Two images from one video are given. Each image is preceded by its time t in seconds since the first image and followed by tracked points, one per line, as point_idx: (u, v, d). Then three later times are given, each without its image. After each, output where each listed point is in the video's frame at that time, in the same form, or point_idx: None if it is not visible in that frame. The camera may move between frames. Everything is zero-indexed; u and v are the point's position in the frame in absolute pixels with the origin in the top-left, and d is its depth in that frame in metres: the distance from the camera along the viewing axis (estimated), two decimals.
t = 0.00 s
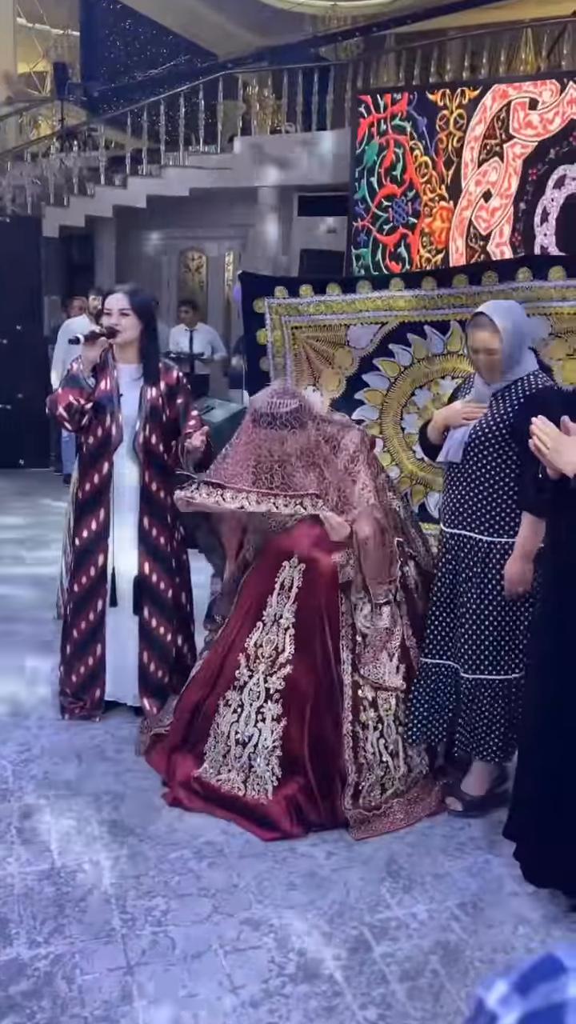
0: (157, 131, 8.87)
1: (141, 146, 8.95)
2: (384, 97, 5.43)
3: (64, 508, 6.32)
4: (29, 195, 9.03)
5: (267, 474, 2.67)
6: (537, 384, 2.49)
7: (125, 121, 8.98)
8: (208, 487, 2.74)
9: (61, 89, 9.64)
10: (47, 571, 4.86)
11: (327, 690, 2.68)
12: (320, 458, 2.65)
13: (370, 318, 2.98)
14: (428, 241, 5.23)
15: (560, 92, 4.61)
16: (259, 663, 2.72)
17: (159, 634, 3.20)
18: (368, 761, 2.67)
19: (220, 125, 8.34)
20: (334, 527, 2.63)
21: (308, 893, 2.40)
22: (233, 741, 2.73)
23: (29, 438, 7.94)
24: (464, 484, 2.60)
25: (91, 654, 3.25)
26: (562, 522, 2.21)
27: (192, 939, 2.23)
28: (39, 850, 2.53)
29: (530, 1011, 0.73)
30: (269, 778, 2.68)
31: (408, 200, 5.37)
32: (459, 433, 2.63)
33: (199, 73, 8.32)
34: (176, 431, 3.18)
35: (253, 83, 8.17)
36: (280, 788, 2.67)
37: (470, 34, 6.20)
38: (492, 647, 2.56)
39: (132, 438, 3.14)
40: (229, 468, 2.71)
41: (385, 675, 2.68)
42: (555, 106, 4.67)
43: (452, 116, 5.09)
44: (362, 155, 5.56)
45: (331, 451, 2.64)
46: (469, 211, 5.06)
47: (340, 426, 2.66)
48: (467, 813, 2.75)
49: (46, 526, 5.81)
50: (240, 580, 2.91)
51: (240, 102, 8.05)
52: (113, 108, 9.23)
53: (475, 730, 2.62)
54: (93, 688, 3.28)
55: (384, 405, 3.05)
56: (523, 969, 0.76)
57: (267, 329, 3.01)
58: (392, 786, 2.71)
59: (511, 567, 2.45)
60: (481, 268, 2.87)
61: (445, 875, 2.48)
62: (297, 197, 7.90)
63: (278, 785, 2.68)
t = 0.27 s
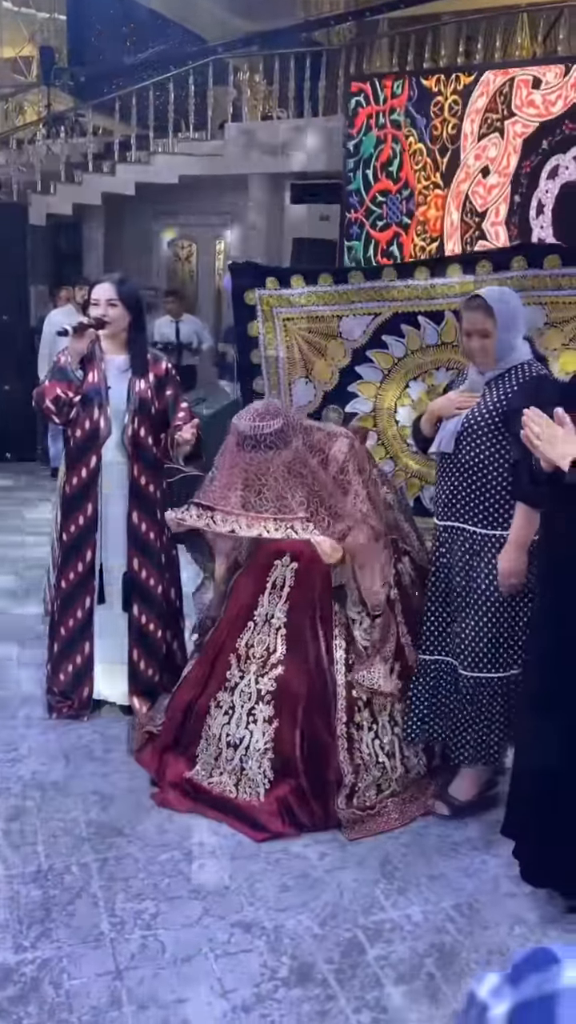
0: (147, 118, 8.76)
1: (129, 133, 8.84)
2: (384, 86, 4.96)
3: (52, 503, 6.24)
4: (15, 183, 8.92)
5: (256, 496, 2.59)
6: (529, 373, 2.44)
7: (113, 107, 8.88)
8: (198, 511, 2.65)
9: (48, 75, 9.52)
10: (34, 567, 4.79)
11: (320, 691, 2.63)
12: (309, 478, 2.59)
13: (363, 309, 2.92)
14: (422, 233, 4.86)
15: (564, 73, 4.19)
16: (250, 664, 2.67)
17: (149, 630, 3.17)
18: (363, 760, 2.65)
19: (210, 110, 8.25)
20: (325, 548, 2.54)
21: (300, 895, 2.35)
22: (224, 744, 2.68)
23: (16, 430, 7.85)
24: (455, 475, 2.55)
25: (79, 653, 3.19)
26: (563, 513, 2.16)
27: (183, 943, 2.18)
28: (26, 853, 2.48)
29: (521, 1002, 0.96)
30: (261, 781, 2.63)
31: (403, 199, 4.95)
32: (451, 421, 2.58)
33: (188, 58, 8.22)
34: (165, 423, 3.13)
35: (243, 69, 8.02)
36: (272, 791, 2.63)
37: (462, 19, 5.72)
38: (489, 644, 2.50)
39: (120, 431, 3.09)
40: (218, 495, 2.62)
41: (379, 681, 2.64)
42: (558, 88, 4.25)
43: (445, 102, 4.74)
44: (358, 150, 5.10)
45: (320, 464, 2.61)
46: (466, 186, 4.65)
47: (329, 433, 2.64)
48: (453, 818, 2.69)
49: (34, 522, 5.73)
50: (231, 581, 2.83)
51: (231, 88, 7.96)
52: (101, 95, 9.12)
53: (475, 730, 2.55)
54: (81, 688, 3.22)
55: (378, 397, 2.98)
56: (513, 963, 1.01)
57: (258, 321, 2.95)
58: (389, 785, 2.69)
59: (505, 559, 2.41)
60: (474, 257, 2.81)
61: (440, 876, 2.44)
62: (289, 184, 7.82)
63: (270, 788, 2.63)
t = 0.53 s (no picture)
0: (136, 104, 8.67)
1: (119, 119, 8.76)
2: (382, 77, 4.83)
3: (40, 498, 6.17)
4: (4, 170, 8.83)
5: (245, 513, 2.55)
6: (520, 363, 2.39)
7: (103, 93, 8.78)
8: (185, 523, 2.58)
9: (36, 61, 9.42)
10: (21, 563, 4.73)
11: (311, 693, 2.60)
12: (298, 492, 2.55)
13: (358, 299, 2.87)
14: (416, 221, 4.77)
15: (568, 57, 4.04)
16: (241, 666, 2.63)
17: (139, 626, 3.12)
18: (355, 764, 2.60)
19: (201, 96, 8.18)
20: (319, 567, 2.54)
21: (293, 897, 2.31)
22: (215, 746, 2.64)
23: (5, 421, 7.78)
24: (443, 470, 2.49)
25: (67, 650, 3.14)
26: (552, 512, 2.12)
27: (173, 946, 2.14)
28: (12, 855, 2.43)
29: (519, 978, 0.71)
30: (253, 784, 2.60)
31: (397, 198, 4.87)
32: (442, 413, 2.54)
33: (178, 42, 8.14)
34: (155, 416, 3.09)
35: (234, 54, 7.92)
36: (264, 793, 2.59)
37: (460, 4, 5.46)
38: (480, 643, 2.46)
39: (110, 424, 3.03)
40: (207, 505, 2.55)
41: (375, 684, 2.61)
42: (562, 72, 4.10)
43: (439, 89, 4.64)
44: (353, 141, 4.99)
45: (308, 477, 2.55)
46: (463, 161, 4.52)
47: (317, 441, 2.57)
48: (445, 816, 2.65)
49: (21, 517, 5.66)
50: (223, 578, 2.78)
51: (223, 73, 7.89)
52: (91, 81, 9.04)
53: (472, 730, 2.51)
54: (69, 686, 3.16)
55: (373, 389, 2.92)
56: (519, 936, 0.75)
57: (250, 311, 2.89)
58: (383, 786, 2.65)
59: (488, 552, 2.35)
60: (471, 246, 2.78)
61: (435, 877, 2.40)
62: (281, 171, 7.77)
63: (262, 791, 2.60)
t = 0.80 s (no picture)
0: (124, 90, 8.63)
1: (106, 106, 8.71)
2: (382, 74, 4.87)
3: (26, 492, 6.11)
4: None
5: (233, 515, 2.54)
6: (511, 356, 2.35)
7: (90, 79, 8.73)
8: (178, 528, 2.60)
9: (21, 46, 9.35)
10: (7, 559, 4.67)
11: (303, 692, 2.56)
12: (287, 494, 2.50)
13: (351, 288, 2.81)
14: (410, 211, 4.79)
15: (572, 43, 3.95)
16: (233, 666, 2.60)
17: (129, 623, 3.07)
18: (350, 763, 2.56)
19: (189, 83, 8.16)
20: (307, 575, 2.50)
21: (285, 899, 2.27)
22: (206, 748, 2.60)
23: None
24: (430, 467, 2.45)
25: (55, 647, 3.09)
26: (546, 510, 2.10)
27: (163, 950, 2.09)
28: None
29: (528, 931, 0.67)
30: (245, 785, 2.55)
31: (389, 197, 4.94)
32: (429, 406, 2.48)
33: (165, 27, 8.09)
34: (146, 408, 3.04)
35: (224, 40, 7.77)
36: (257, 794, 2.54)
37: None
38: (470, 643, 2.42)
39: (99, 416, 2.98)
40: (194, 508, 2.54)
41: (370, 687, 2.56)
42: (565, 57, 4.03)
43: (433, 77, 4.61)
44: (349, 134, 5.08)
45: (297, 477, 2.49)
46: (462, 136, 4.49)
47: (305, 440, 2.51)
48: (441, 816, 2.61)
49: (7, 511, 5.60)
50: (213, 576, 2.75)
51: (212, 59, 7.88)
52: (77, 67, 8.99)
53: (464, 728, 2.48)
54: (57, 684, 3.11)
55: (366, 379, 2.87)
56: (530, 887, 0.71)
57: (244, 304, 2.82)
58: (377, 788, 2.61)
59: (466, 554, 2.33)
60: (467, 235, 2.71)
61: (431, 878, 2.36)
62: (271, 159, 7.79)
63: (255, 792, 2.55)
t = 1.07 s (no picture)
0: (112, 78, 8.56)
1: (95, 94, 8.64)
2: (379, 69, 4.72)
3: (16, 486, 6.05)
4: None
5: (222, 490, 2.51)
6: (500, 353, 2.23)
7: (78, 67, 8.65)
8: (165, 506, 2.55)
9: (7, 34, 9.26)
10: None
11: (295, 690, 2.53)
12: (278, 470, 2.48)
13: (345, 278, 2.77)
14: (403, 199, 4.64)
15: None
16: (223, 663, 2.58)
17: (120, 619, 3.02)
18: (341, 761, 2.54)
19: (179, 71, 8.10)
20: (293, 550, 2.45)
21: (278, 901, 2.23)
22: (197, 746, 2.57)
23: None
24: (420, 465, 2.41)
25: (45, 645, 3.05)
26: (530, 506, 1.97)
27: (154, 953, 2.05)
28: None
29: (553, 858, 0.62)
30: (236, 785, 2.51)
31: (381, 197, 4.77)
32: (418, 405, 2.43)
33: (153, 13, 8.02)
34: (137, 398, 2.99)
35: (214, 27, 7.76)
36: (248, 794, 2.51)
37: None
38: (457, 646, 2.35)
39: (89, 408, 2.92)
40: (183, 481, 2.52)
41: (362, 685, 2.56)
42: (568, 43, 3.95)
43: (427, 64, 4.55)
44: (343, 127, 4.87)
45: (288, 457, 2.48)
46: (459, 113, 4.40)
47: (298, 421, 2.49)
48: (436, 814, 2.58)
49: None
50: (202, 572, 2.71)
51: (201, 46, 7.83)
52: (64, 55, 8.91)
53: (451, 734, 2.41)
54: (46, 683, 3.07)
55: (359, 372, 2.83)
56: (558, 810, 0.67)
57: (235, 291, 2.81)
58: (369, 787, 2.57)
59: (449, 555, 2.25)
60: (462, 224, 2.67)
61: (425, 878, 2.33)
62: (263, 149, 7.77)
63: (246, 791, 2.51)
